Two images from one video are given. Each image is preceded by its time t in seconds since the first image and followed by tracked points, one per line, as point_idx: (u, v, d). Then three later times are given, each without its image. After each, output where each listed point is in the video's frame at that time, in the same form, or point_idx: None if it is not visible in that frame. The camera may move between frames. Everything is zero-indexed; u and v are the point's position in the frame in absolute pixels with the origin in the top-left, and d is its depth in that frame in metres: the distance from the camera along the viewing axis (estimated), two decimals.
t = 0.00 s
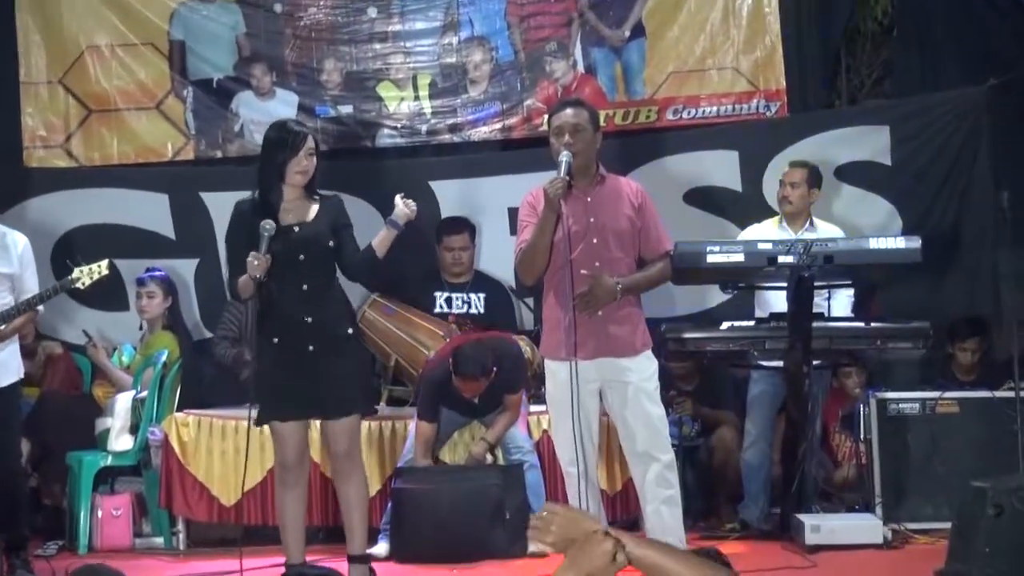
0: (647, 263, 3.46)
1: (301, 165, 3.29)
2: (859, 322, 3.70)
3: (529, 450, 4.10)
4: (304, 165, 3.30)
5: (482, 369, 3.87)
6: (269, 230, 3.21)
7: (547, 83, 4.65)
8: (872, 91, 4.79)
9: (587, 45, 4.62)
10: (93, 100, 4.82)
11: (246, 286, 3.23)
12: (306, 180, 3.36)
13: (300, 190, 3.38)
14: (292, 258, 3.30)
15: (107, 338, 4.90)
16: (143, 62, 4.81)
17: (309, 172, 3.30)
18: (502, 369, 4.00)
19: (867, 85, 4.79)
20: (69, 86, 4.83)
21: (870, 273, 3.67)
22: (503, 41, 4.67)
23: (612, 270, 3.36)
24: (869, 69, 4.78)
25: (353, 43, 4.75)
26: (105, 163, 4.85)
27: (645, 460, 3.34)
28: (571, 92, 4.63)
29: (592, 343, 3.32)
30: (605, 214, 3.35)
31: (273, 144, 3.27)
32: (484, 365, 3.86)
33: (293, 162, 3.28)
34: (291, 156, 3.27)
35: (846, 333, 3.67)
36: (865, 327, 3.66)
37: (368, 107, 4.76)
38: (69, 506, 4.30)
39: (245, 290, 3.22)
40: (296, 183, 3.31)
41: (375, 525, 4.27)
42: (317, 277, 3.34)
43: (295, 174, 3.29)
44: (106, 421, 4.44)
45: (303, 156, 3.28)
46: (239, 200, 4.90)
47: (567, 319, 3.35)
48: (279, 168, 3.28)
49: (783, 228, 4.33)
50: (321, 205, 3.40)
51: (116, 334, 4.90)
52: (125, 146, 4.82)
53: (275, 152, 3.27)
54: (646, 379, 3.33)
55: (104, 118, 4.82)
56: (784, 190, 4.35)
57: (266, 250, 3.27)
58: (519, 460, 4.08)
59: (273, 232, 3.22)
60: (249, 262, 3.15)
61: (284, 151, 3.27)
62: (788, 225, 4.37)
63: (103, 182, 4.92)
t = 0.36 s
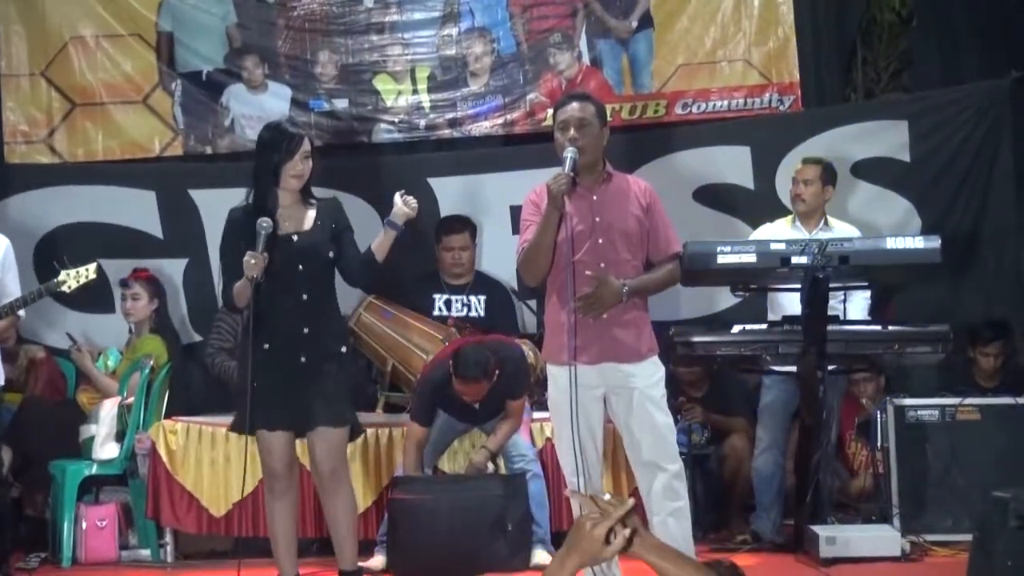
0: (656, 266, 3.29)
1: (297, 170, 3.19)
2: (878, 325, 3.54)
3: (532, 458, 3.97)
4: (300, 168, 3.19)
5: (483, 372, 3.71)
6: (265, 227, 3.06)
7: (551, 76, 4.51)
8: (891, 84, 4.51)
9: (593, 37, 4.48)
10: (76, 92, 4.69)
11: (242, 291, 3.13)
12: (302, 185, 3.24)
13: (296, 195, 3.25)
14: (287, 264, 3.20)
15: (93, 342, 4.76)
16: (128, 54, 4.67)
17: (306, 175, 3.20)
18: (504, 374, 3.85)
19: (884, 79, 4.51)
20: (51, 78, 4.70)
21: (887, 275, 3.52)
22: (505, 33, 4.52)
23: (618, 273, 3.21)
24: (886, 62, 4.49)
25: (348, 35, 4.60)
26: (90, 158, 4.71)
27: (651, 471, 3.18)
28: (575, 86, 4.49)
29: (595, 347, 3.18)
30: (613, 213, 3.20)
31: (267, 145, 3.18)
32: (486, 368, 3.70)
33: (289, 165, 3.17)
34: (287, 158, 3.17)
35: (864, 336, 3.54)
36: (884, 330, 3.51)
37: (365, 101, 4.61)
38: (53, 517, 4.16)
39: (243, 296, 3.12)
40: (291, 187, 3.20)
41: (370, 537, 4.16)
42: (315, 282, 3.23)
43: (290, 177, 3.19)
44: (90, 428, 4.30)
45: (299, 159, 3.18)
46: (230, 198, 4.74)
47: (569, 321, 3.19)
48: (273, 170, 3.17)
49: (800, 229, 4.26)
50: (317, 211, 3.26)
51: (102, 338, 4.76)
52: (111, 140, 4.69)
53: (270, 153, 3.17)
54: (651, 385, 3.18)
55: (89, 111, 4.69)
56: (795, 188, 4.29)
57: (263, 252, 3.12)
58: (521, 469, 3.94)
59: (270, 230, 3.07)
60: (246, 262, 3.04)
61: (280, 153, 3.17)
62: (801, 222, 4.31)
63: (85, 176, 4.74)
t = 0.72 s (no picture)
0: (663, 267, 3.14)
1: (290, 161, 3.05)
2: (896, 328, 3.40)
3: (535, 466, 3.82)
4: (293, 160, 3.05)
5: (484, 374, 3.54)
6: (260, 233, 2.92)
7: (554, 69, 4.36)
8: (909, 76, 4.55)
9: (598, 28, 4.33)
10: (58, 85, 4.60)
11: (233, 292, 2.98)
12: (293, 176, 3.10)
13: (285, 187, 3.10)
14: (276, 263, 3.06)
15: (76, 346, 4.66)
16: (111, 47, 4.58)
17: (299, 168, 3.06)
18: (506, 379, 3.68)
19: (903, 71, 4.55)
20: (31, 73, 4.62)
21: (904, 276, 3.37)
22: (507, 24, 4.38)
23: (624, 274, 3.06)
24: (904, 54, 4.54)
25: (343, 26, 4.47)
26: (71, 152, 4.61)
27: (659, 480, 3.03)
28: (579, 79, 4.34)
29: (600, 352, 3.04)
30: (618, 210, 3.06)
31: (259, 137, 3.03)
32: (485, 370, 3.52)
33: (281, 157, 3.03)
34: (280, 150, 3.03)
35: (884, 340, 3.39)
36: (901, 334, 3.36)
37: (360, 95, 4.47)
38: (36, 529, 4.03)
39: (232, 297, 2.98)
40: (283, 179, 3.06)
41: (367, 550, 4.04)
42: (299, 283, 3.10)
43: (283, 169, 3.04)
44: (72, 436, 4.19)
45: (292, 151, 3.04)
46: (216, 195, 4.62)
47: (573, 326, 3.05)
48: (266, 162, 3.02)
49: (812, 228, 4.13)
50: (306, 205, 3.12)
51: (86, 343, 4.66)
52: (93, 135, 4.59)
53: (262, 145, 3.02)
54: (659, 391, 3.03)
55: (70, 105, 4.59)
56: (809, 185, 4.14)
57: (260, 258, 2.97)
58: (524, 478, 3.79)
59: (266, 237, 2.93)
60: (240, 271, 2.90)
61: (269, 142, 3.01)
62: (816, 222, 4.17)
63: (74, 174, 4.67)
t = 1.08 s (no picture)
0: (676, 272, 2.98)
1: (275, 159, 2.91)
2: (917, 335, 3.26)
3: (536, 479, 3.65)
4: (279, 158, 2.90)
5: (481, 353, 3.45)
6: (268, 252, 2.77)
7: (560, 63, 4.21)
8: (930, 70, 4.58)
9: (606, 21, 4.18)
10: (43, 80, 4.48)
11: (230, 310, 2.83)
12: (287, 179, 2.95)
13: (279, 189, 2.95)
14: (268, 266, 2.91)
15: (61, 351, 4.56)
16: (99, 41, 4.45)
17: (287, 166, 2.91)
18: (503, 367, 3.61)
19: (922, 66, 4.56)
20: (15, 66, 4.49)
21: (926, 282, 3.23)
22: (512, 16, 4.23)
23: (634, 279, 2.90)
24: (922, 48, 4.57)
25: (340, 18, 4.34)
26: (54, 146, 4.48)
27: (671, 495, 2.86)
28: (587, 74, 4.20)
29: (609, 360, 2.88)
30: (628, 211, 2.91)
31: (243, 138, 2.89)
32: (476, 348, 3.42)
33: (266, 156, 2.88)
34: (268, 149, 2.91)
35: (904, 347, 3.25)
36: (922, 342, 3.23)
37: (358, 89, 4.33)
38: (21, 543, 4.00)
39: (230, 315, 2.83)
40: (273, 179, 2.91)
41: (363, 566, 3.89)
42: (306, 292, 2.93)
43: (269, 169, 2.90)
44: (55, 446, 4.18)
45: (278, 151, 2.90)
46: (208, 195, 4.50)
47: (581, 332, 2.91)
48: (253, 165, 2.89)
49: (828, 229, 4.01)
50: (300, 208, 2.97)
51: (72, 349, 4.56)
52: (78, 131, 4.47)
53: (247, 147, 2.89)
54: (671, 403, 2.87)
55: (53, 99, 4.47)
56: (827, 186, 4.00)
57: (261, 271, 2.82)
58: (525, 490, 3.63)
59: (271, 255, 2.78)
60: (245, 289, 2.73)
61: (255, 145, 2.88)
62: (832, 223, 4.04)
63: (59, 172, 4.55)
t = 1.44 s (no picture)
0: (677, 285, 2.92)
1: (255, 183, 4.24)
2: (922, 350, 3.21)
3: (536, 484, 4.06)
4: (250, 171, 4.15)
5: (466, 341, 3.97)
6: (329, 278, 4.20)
7: (561, 62, 4.16)
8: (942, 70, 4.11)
9: (609, 18, 4.10)
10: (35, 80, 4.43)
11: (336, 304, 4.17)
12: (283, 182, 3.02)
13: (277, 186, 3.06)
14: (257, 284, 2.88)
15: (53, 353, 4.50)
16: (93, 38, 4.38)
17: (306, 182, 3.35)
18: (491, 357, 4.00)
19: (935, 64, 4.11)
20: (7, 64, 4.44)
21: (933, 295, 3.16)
22: (513, 14, 4.11)
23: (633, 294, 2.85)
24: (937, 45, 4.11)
25: (338, 16, 4.20)
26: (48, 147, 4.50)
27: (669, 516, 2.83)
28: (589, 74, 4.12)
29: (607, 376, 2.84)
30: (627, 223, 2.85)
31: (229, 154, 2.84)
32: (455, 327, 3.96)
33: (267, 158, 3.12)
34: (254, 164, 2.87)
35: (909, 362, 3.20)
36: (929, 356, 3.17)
37: (355, 87, 4.22)
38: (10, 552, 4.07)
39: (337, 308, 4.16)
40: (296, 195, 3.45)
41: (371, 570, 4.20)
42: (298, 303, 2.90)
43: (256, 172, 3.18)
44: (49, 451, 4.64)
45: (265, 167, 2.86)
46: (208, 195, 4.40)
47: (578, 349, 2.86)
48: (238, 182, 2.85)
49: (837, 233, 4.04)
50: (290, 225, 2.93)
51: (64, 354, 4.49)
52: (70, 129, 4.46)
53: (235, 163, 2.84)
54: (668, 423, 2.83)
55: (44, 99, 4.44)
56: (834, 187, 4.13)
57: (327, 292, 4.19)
58: (527, 495, 4.05)
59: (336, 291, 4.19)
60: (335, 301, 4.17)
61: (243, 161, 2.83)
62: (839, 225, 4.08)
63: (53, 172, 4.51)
